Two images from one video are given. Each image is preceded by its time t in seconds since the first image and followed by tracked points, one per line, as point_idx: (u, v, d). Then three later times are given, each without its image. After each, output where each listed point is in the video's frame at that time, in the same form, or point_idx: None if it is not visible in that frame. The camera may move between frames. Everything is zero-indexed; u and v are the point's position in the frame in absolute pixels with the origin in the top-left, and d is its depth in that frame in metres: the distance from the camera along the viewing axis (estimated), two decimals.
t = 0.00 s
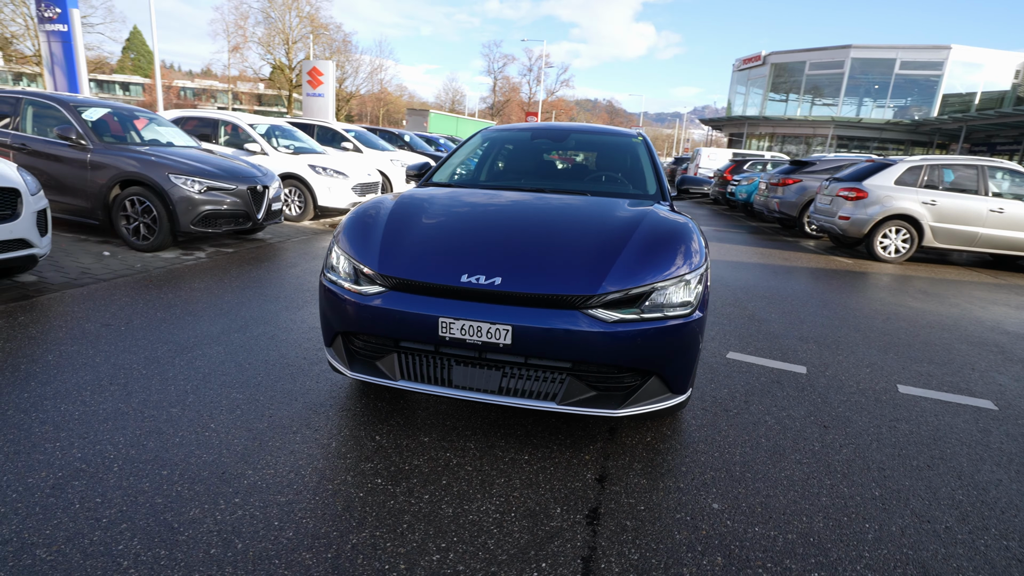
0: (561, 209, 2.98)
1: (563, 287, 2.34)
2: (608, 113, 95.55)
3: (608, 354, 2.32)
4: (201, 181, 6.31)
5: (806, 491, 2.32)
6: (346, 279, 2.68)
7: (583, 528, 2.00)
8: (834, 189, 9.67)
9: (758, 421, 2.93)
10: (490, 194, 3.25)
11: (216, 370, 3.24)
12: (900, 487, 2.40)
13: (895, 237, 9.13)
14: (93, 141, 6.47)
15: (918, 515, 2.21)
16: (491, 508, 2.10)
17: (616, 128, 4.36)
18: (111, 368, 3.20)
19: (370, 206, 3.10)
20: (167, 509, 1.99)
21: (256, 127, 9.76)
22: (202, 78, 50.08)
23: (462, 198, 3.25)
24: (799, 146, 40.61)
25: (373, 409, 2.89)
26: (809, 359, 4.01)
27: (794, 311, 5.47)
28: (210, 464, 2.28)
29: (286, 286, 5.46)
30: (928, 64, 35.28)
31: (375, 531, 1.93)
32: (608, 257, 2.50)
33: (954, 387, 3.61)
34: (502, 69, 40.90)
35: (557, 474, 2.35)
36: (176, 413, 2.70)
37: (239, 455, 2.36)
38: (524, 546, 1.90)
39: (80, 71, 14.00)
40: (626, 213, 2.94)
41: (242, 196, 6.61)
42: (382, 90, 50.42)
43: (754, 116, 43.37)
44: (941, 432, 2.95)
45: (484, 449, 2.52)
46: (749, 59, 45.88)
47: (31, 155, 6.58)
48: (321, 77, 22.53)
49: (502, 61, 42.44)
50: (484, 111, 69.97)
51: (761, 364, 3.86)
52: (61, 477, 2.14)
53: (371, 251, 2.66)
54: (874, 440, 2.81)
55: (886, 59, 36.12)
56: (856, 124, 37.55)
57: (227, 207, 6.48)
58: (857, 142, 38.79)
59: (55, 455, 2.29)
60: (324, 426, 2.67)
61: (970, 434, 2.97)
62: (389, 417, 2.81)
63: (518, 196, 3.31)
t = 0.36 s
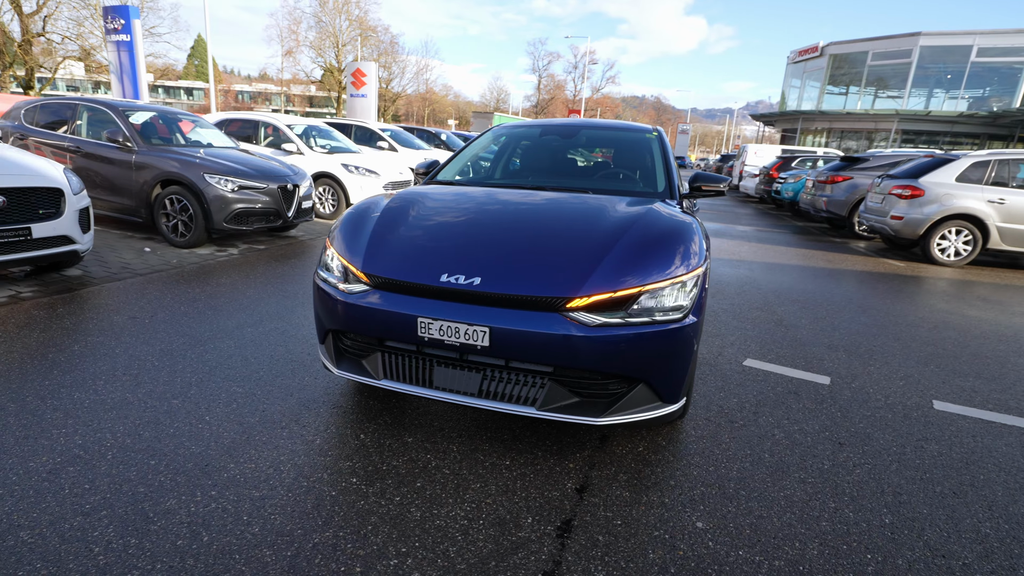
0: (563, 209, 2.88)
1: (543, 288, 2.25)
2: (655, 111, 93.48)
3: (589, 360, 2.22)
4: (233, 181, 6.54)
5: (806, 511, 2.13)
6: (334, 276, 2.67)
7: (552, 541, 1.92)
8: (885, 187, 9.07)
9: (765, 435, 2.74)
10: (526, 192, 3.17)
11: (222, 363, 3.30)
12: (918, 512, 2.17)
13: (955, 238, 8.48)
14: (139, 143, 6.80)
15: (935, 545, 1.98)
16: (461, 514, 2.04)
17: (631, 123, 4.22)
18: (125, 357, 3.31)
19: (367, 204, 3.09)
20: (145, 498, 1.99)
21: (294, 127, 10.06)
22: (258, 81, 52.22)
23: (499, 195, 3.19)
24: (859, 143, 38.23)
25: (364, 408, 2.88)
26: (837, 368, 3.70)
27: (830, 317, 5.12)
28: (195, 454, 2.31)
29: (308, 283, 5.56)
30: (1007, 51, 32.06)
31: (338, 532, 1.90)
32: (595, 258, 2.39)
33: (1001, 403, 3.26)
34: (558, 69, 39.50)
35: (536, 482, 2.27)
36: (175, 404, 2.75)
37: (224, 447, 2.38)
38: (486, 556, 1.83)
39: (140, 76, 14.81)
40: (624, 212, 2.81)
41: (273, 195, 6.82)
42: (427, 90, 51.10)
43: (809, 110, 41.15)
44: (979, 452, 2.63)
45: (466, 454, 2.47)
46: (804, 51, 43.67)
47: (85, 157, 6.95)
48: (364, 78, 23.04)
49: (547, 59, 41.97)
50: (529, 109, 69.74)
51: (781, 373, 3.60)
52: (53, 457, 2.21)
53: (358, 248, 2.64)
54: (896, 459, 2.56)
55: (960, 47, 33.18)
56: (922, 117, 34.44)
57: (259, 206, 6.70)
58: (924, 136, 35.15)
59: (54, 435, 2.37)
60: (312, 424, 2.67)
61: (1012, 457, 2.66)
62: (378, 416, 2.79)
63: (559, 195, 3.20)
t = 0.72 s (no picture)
0: (556, 208, 2.79)
1: (513, 290, 2.19)
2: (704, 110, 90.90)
3: (558, 364, 2.14)
4: (259, 180, 6.76)
5: (786, 534, 1.98)
6: (317, 274, 2.68)
7: (506, 550, 1.85)
8: (938, 187, 8.45)
9: (760, 449, 2.57)
10: (551, 193, 3.05)
11: (223, 358, 3.39)
12: (915, 540, 1.97)
13: (1017, 242, 7.82)
14: (173, 143, 7.14)
15: None
16: (419, 517, 2.00)
17: (641, 120, 4.07)
18: (135, 351, 3.45)
19: (359, 202, 3.09)
20: (115, 487, 2.05)
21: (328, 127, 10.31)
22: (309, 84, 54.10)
23: (525, 194, 3.09)
24: (922, 141, 35.85)
25: (351, 405, 2.88)
26: (857, 378, 3.45)
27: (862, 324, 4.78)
28: (175, 446, 2.37)
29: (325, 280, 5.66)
30: None
31: (291, 528, 1.90)
32: (571, 259, 2.30)
33: None
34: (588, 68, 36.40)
35: (505, 488, 2.20)
36: (169, 396, 2.84)
37: (204, 441, 2.43)
38: (434, 562, 1.78)
39: (187, 80, 15.62)
40: (613, 212, 2.71)
41: (298, 194, 7.00)
42: (470, 91, 51.58)
43: (867, 108, 38.95)
44: (1002, 477, 2.38)
45: (440, 456, 2.43)
46: (863, 44, 41.39)
47: (126, 157, 7.34)
48: (405, 79, 23.48)
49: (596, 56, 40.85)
50: (573, 109, 69.20)
51: (793, 382, 3.38)
52: (43, 443, 2.31)
53: (340, 247, 2.65)
54: (903, 481, 2.35)
55: None
56: (995, 114, 31.81)
57: (284, 203, 6.90)
58: (999, 133, 32.66)
59: (49, 423, 2.48)
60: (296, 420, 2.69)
61: None
62: (360, 414, 2.79)
63: (552, 194, 3.11)
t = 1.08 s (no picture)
0: (537, 211, 2.74)
1: (476, 293, 2.14)
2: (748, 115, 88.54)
3: (520, 371, 2.09)
4: (282, 180, 6.95)
5: (750, 559, 1.87)
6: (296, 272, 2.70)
7: (452, 559, 1.82)
8: (981, 197, 7.94)
9: (743, 466, 2.45)
10: (538, 197, 3.00)
11: (221, 354, 3.48)
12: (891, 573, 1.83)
13: None
14: (203, 144, 7.42)
15: None
16: (373, 520, 1.99)
17: (646, 123, 3.98)
18: (141, 344, 3.59)
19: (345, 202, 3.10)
20: (87, 476, 2.12)
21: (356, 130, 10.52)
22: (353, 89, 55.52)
23: (512, 197, 3.05)
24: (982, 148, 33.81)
25: (333, 403, 2.90)
26: (865, 395, 3.26)
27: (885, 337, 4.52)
28: (155, 438, 2.44)
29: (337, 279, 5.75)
30: None
31: (245, 525, 1.92)
32: (539, 263, 2.24)
33: None
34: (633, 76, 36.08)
35: (466, 495, 2.17)
36: (161, 390, 2.93)
37: (183, 434, 2.50)
38: (376, 567, 1.76)
39: (231, 84, 16.25)
40: (593, 216, 2.64)
41: (320, 194, 7.15)
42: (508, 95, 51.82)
43: (922, 113, 37.03)
44: (1007, 510, 2.19)
45: (408, 459, 2.41)
46: (919, 47, 39.53)
47: (160, 157, 7.67)
48: (442, 83, 23.76)
49: (641, 62, 41.67)
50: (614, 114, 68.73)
51: (794, 397, 3.22)
52: (33, 430, 2.42)
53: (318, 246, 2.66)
54: (893, 507, 2.19)
55: None
56: None
57: (305, 204, 7.07)
58: None
59: (44, 411, 2.60)
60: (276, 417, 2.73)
61: None
62: (340, 413, 2.80)
63: (540, 197, 3.06)
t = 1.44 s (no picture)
0: (514, 213, 2.69)
1: (434, 295, 2.11)
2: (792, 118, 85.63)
3: (473, 376, 2.04)
4: (302, 181, 7.13)
5: None
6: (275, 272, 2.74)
7: (393, 565, 1.79)
8: None
9: (718, 482, 2.34)
10: (521, 199, 2.95)
11: (218, 350, 3.56)
12: None
13: None
14: (231, 147, 7.68)
15: None
16: (323, 522, 1.98)
17: (645, 125, 3.88)
18: (144, 339, 3.71)
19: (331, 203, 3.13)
20: (61, 466, 2.19)
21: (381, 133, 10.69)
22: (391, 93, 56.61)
23: (495, 199, 3.01)
24: None
25: (313, 402, 2.93)
26: (868, 410, 3.06)
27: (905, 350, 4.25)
28: (134, 431, 2.51)
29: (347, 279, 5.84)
30: None
31: (196, 520, 1.94)
32: (502, 265, 2.20)
33: None
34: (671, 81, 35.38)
35: (422, 500, 2.14)
36: (152, 383, 3.02)
37: (161, 428, 2.56)
38: (315, 569, 1.76)
39: (269, 90, 16.81)
40: (569, 219, 2.58)
41: (338, 195, 7.29)
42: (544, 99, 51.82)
43: (979, 115, 34.97)
44: (1005, 542, 2.01)
45: (373, 461, 2.40)
46: (972, 47, 37.50)
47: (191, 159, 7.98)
48: (475, 87, 23.94)
49: (675, 65, 41.99)
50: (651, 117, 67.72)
51: (791, 411, 3.06)
52: (24, 418, 2.53)
53: (296, 246, 2.68)
54: (874, 533, 2.04)
55: None
56: None
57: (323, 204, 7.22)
58: None
59: (39, 400, 2.72)
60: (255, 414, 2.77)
61: None
62: (318, 412, 2.82)
63: (524, 199, 3.02)
